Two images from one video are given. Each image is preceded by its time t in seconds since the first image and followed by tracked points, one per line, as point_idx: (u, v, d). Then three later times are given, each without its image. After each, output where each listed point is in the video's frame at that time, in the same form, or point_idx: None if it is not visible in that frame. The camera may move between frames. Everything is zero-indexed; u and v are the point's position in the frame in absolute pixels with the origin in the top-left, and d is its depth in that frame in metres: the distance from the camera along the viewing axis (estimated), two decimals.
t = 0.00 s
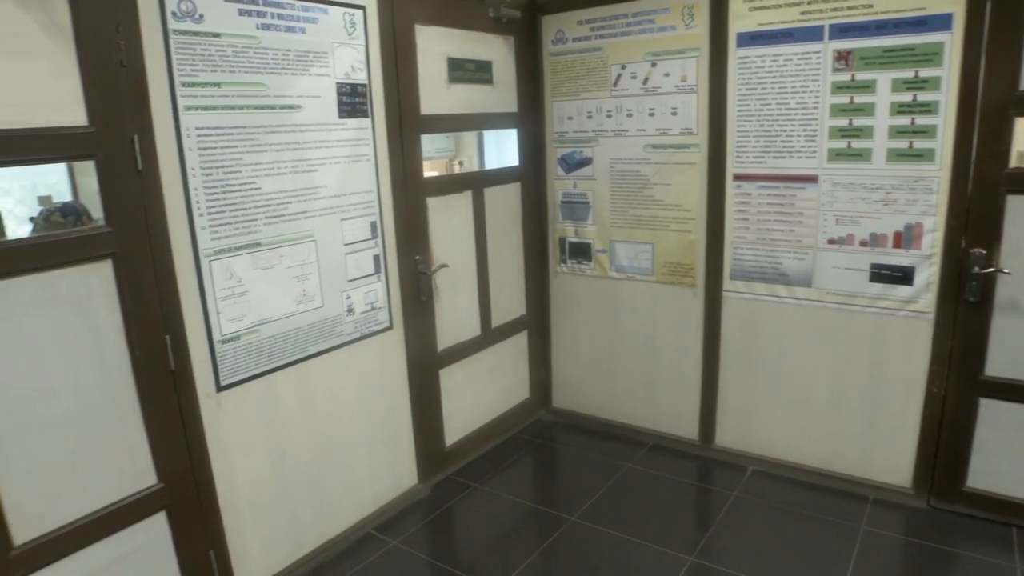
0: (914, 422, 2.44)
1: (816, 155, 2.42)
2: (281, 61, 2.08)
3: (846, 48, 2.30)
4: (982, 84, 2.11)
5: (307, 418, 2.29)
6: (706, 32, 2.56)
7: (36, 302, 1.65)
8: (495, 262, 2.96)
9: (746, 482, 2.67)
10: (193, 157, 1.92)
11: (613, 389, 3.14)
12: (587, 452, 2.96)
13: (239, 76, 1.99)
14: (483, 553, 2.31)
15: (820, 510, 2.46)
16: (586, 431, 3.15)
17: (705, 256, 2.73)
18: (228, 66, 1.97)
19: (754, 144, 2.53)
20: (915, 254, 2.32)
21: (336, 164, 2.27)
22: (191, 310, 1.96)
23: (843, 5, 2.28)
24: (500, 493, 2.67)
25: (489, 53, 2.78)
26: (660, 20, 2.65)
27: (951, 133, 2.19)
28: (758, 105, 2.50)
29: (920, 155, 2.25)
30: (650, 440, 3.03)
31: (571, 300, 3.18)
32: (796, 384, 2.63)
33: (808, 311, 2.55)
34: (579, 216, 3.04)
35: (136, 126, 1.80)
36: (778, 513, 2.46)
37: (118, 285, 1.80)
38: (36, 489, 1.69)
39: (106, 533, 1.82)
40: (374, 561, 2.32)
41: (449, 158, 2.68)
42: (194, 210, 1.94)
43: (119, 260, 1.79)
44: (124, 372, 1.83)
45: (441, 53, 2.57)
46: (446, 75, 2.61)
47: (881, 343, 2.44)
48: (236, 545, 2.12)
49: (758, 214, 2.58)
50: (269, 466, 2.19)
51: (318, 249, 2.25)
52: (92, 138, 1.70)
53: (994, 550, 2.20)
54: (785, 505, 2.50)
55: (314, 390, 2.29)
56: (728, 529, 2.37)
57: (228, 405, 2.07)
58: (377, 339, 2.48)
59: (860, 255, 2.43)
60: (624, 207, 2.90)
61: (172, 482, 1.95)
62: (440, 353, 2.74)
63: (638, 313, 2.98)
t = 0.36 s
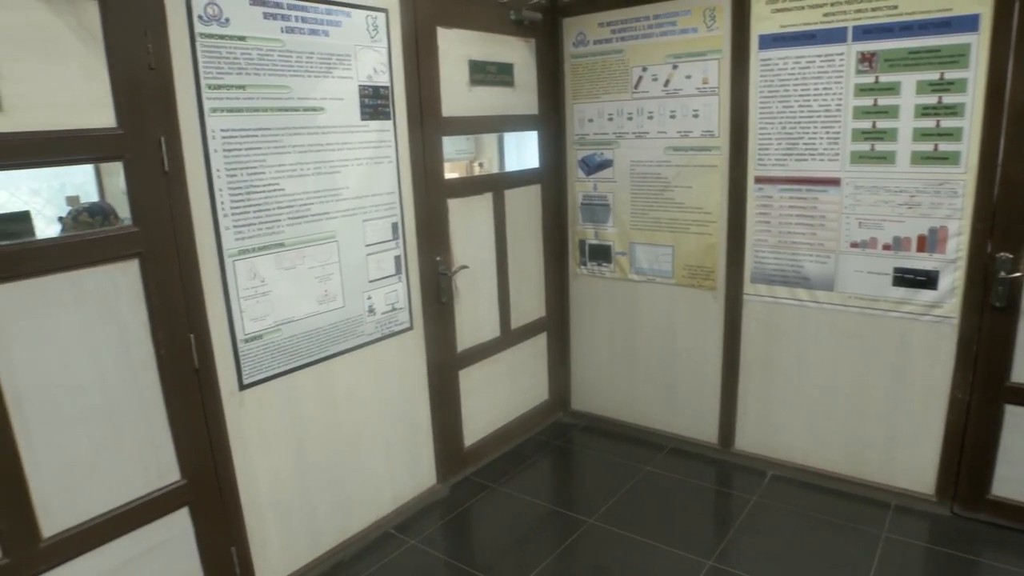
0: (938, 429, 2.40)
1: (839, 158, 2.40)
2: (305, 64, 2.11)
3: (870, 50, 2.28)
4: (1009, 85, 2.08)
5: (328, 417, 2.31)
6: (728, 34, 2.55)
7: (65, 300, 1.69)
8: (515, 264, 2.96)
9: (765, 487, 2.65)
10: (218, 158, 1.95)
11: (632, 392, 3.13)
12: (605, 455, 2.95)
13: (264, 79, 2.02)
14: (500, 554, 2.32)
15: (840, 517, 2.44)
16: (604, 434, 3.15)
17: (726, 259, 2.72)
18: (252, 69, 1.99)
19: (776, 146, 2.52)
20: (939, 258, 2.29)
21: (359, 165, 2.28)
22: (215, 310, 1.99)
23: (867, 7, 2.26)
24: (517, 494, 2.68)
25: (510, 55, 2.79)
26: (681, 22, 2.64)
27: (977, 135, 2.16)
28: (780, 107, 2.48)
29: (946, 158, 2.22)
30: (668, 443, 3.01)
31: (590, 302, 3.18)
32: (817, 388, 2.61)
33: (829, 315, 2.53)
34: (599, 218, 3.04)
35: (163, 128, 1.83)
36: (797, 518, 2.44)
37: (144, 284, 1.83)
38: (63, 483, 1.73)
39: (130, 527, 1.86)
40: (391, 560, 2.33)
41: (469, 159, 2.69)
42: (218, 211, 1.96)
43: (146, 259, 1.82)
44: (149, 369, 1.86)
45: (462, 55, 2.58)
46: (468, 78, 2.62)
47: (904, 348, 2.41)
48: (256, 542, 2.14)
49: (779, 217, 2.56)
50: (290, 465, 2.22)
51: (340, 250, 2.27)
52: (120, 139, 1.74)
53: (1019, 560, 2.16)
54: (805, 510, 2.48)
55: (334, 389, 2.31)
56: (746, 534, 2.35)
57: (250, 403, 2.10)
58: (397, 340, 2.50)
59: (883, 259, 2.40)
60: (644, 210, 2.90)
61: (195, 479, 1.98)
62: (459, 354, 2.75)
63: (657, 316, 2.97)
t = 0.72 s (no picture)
0: (969, 434, 2.36)
1: (868, 158, 2.37)
2: (333, 66, 2.13)
3: (900, 49, 2.24)
4: None
5: (354, 416, 2.33)
6: (755, 34, 2.53)
7: (100, 299, 1.73)
8: (539, 265, 2.97)
9: (792, 490, 2.62)
10: (248, 160, 1.98)
11: (656, 394, 3.11)
12: (628, 457, 2.94)
13: (292, 81, 2.04)
14: (522, 554, 2.32)
15: (868, 522, 2.40)
16: (627, 436, 3.14)
17: (753, 260, 2.69)
18: (281, 72, 2.02)
19: (803, 147, 2.49)
20: (971, 260, 2.25)
21: (385, 166, 2.30)
22: (245, 309, 2.02)
23: (897, 5, 2.23)
24: (540, 494, 2.68)
25: (536, 56, 2.79)
26: (707, 22, 2.63)
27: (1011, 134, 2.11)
28: (807, 107, 2.45)
29: (978, 158, 2.18)
30: (692, 446, 2.99)
31: (614, 303, 3.17)
32: (844, 391, 2.58)
33: (857, 317, 2.50)
34: (624, 219, 3.03)
35: (195, 131, 1.86)
36: (824, 523, 2.41)
37: (176, 284, 1.86)
38: (96, 477, 1.77)
39: (161, 522, 1.89)
40: (415, 559, 2.35)
41: (494, 160, 2.69)
42: (248, 212, 1.99)
43: (177, 259, 1.86)
44: (180, 367, 1.90)
45: (488, 57, 2.59)
46: (493, 79, 2.63)
47: (935, 352, 2.37)
48: (283, 539, 2.17)
49: (807, 219, 2.53)
50: (316, 463, 2.24)
51: (366, 250, 2.29)
52: (153, 141, 1.78)
53: None
54: (831, 515, 2.45)
55: (360, 388, 2.33)
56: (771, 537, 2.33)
57: (278, 402, 2.12)
58: (422, 340, 2.51)
59: (913, 261, 2.36)
60: (670, 211, 2.88)
61: (224, 476, 2.01)
62: (484, 355, 2.76)
63: (682, 318, 2.95)
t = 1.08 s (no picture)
0: (1002, 439, 2.31)
1: (897, 158, 2.33)
2: (360, 69, 2.15)
3: (930, 46, 2.21)
4: None
5: (380, 415, 2.35)
6: (781, 33, 2.50)
7: (133, 298, 1.77)
8: (564, 266, 2.97)
9: (818, 494, 2.59)
10: (276, 162, 2.01)
11: (680, 395, 3.10)
12: (652, 458, 2.93)
13: (320, 84, 2.07)
14: (545, 555, 2.32)
15: (896, 527, 2.37)
16: (651, 438, 3.12)
17: (779, 261, 2.67)
18: (309, 75, 2.05)
19: (831, 146, 2.46)
20: (1004, 261, 2.20)
21: (411, 168, 2.32)
22: (273, 309, 2.05)
23: (927, 2, 2.19)
24: (563, 495, 2.68)
25: (560, 57, 2.79)
26: (733, 21, 2.61)
27: None
28: (835, 106, 2.42)
29: (1011, 157, 2.13)
30: (717, 448, 2.97)
31: (638, 304, 3.16)
32: (872, 394, 2.54)
33: (886, 319, 2.46)
34: (648, 220, 3.02)
35: (224, 133, 1.89)
36: (850, 527, 2.38)
37: (206, 284, 1.90)
38: (128, 473, 1.81)
39: (192, 517, 1.93)
40: (439, 558, 2.36)
41: (518, 161, 2.69)
42: (276, 213, 2.02)
43: (208, 259, 1.89)
44: (209, 366, 1.93)
45: (513, 58, 2.60)
46: (518, 80, 2.64)
47: (966, 354, 2.33)
48: (310, 536, 2.20)
49: (834, 219, 2.50)
50: (343, 461, 2.26)
51: (392, 251, 2.31)
52: (184, 144, 1.81)
53: None
54: (858, 520, 2.42)
55: (386, 388, 2.35)
56: (797, 541, 2.31)
57: (305, 401, 2.15)
58: (448, 340, 2.52)
59: (944, 262, 2.32)
60: (695, 211, 2.86)
61: (252, 473, 2.04)
62: (508, 355, 2.76)
63: (706, 319, 2.93)
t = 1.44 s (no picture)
0: None
1: (938, 161, 2.29)
2: (396, 70, 2.17)
3: (973, 47, 2.16)
4: None
5: (411, 413, 2.37)
6: (818, 33, 2.47)
7: (173, 294, 1.82)
8: (595, 267, 2.96)
9: (850, 501, 2.55)
10: (313, 161, 2.04)
11: (711, 399, 3.07)
12: (681, 462, 2.91)
13: (356, 85, 2.09)
14: (572, 556, 2.32)
15: (931, 537, 2.32)
16: (681, 441, 3.10)
17: (814, 265, 2.63)
18: (346, 76, 2.07)
19: (869, 148, 2.42)
20: None
21: (444, 168, 2.34)
22: (309, 306, 2.08)
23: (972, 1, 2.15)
24: (591, 497, 2.67)
25: (594, 58, 2.79)
26: (769, 22, 2.58)
27: None
28: (874, 108, 2.38)
29: None
30: (748, 453, 2.94)
31: (670, 307, 3.14)
32: (908, 401, 2.49)
33: (923, 325, 2.41)
34: (681, 222, 3.00)
35: (263, 134, 1.93)
36: (882, 535, 2.34)
37: (244, 281, 1.93)
38: (165, 464, 1.86)
39: (228, 509, 1.97)
40: (467, 557, 2.37)
41: (550, 162, 2.69)
42: (312, 212, 2.05)
43: (246, 257, 1.93)
44: (245, 362, 1.97)
45: (547, 59, 2.60)
46: (552, 81, 2.64)
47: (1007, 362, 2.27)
48: (341, 531, 2.23)
49: (872, 223, 2.46)
50: (374, 458, 2.29)
51: (426, 250, 2.32)
52: (224, 144, 1.85)
53: None
54: (891, 528, 2.37)
55: (418, 386, 2.37)
56: (826, 548, 2.28)
57: (339, 397, 2.18)
58: (479, 340, 2.53)
59: (985, 267, 2.27)
60: (729, 213, 2.83)
61: (286, 468, 2.08)
62: (538, 356, 2.77)
63: (738, 322, 2.91)
